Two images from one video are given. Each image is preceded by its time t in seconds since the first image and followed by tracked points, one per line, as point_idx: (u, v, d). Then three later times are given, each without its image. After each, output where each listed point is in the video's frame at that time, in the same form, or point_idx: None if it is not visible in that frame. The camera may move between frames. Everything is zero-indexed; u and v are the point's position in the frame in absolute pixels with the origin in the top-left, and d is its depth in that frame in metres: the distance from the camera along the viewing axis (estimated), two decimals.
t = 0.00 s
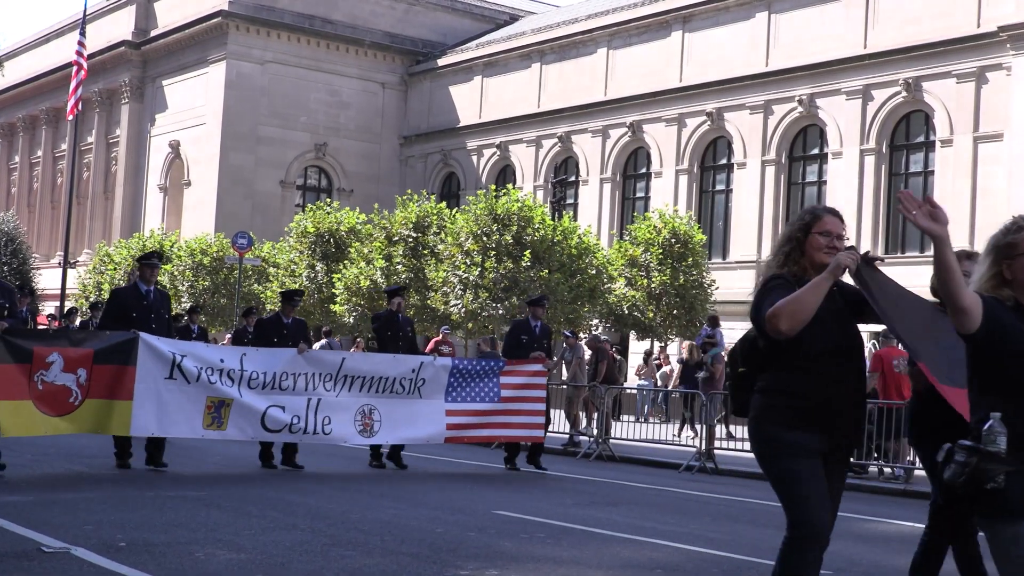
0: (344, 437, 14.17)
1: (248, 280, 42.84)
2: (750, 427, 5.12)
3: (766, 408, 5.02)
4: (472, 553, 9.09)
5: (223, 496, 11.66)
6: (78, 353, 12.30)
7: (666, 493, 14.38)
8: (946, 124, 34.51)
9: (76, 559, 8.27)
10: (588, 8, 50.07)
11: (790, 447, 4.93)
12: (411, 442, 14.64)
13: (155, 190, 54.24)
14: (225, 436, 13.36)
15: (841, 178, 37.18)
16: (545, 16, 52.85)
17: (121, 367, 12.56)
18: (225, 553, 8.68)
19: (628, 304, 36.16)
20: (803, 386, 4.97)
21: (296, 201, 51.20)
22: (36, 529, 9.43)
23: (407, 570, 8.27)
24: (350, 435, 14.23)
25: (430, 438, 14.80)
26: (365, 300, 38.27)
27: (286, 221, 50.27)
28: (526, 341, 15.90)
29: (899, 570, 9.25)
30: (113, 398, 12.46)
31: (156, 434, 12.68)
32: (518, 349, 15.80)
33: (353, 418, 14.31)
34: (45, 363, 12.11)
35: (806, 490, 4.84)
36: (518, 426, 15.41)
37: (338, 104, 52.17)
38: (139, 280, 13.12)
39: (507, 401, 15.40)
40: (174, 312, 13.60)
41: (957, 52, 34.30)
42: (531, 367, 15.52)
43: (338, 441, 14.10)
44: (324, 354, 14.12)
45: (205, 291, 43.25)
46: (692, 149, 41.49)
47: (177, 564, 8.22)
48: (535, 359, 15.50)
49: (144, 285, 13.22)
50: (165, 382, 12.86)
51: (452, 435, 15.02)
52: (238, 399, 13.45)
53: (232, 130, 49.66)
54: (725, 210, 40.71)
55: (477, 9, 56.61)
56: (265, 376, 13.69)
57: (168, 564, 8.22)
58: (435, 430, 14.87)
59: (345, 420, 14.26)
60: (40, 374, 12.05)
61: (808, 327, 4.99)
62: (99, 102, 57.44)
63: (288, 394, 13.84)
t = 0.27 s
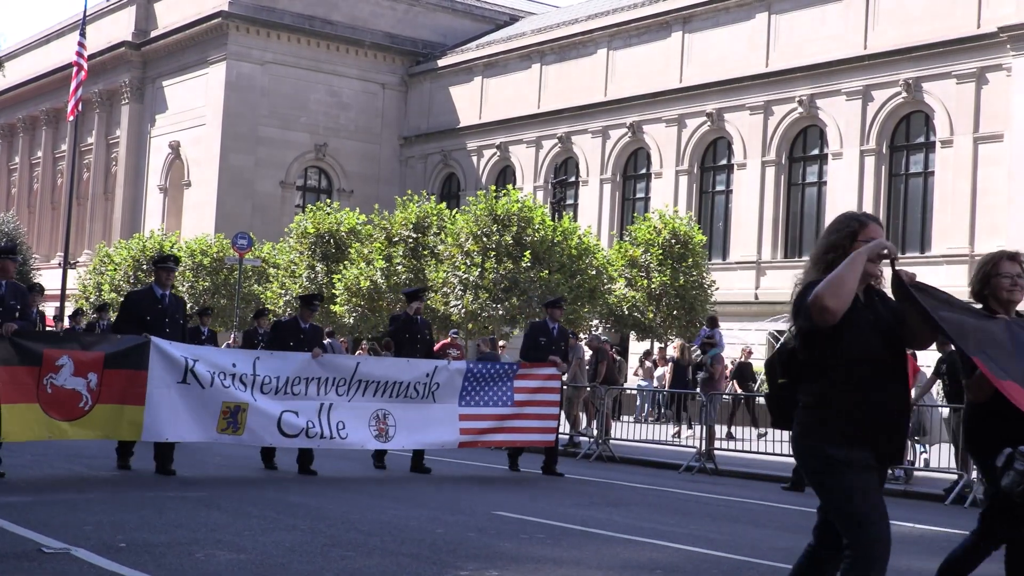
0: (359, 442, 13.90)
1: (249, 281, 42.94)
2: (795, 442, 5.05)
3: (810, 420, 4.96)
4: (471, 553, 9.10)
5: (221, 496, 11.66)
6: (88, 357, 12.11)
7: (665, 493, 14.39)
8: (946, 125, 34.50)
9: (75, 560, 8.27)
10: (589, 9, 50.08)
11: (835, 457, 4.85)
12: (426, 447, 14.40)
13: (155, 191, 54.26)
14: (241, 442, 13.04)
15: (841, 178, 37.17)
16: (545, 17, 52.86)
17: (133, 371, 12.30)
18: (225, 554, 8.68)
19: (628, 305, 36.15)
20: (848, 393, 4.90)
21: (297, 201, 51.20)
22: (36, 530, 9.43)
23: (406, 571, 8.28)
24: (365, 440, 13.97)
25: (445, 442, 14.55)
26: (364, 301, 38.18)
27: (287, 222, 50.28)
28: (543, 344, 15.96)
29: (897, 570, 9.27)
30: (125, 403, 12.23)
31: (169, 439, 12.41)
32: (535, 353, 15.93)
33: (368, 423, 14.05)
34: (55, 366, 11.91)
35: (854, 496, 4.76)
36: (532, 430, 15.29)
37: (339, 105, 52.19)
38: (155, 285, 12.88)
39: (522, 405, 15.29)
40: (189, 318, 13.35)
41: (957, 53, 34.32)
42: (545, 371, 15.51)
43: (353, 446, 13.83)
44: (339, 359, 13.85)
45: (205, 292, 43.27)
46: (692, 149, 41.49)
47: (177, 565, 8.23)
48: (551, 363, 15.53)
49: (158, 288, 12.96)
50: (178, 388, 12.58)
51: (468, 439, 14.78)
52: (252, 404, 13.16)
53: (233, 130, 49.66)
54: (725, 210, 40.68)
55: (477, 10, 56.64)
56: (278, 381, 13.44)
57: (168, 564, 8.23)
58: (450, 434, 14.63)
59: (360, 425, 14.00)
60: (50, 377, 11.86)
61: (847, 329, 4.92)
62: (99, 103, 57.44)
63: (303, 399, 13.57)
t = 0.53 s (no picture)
0: (373, 442, 13.47)
1: (250, 282, 42.92)
2: (836, 432, 4.93)
3: (850, 413, 4.83)
4: (474, 555, 9.07)
5: (223, 498, 11.64)
6: (100, 356, 11.71)
7: (668, 494, 14.35)
8: (948, 125, 34.51)
9: (77, 561, 8.25)
10: (590, 9, 50.07)
11: (878, 456, 4.70)
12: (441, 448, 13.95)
13: (156, 192, 54.25)
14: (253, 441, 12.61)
15: (842, 177, 37.14)
16: (545, 17, 52.85)
17: (145, 370, 11.90)
18: (227, 555, 8.65)
19: (629, 306, 36.12)
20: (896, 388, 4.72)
21: (297, 202, 51.19)
22: (37, 531, 9.40)
23: (409, 572, 8.26)
24: (379, 439, 13.53)
25: (461, 442, 14.11)
26: (365, 302, 38.18)
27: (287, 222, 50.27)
28: (559, 342, 15.59)
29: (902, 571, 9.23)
30: (138, 403, 11.83)
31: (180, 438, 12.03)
32: (550, 350, 15.55)
33: (384, 422, 13.64)
34: (66, 367, 11.53)
35: (887, 501, 4.65)
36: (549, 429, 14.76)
37: (339, 105, 52.18)
38: (167, 281, 12.40)
39: (537, 403, 14.75)
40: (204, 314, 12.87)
41: (958, 53, 34.33)
42: (560, 368, 14.94)
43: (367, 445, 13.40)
44: (354, 357, 13.44)
45: (206, 293, 43.26)
46: (693, 150, 41.50)
47: (178, 566, 8.21)
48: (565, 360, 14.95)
49: (171, 284, 12.50)
50: (189, 385, 12.19)
51: (484, 438, 14.34)
52: (264, 402, 12.74)
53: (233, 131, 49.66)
54: (726, 210, 40.65)
55: (478, 10, 56.64)
56: (293, 378, 13.01)
57: (169, 565, 8.21)
58: (465, 434, 14.21)
59: (375, 424, 13.58)
60: (61, 379, 11.49)
61: (899, 315, 4.73)
62: (100, 104, 57.44)
63: (317, 397, 13.14)
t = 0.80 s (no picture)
0: (386, 446, 13.52)
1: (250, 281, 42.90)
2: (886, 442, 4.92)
3: (903, 424, 4.80)
4: (474, 555, 9.07)
5: (224, 498, 11.63)
6: (107, 359, 11.63)
7: (669, 495, 14.34)
8: (949, 126, 34.51)
9: (77, 561, 8.25)
10: (592, 10, 50.10)
11: (926, 469, 4.69)
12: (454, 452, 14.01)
13: (157, 192, 54.25)
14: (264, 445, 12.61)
15: (843, 178, 37.15)
16: (547, 18, 52.86)
17: (154, 373, 11.85)
18: (228, 555, 8.65)
19: (630, 307, 36.08)
20: (954, 409, 4.68)
21: (299, 202, 51.19)
22: (38, 531, 9.39)
23: (409, 572, 8.25)
24: (392, 444, 13.59)
25: (475, 446, 14.17)
26: (366, 302, 38.30)
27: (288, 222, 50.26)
28: (572, 346, 15.35)
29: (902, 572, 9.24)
30: (147, 407, 11.77)
31: (192, 443, 11.95)
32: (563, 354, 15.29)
33: (397, 426, 13.68)
34: (73, 369, 11.43)
35: (935, 513, 4.64)
36: (563, 435, 14.82)
37: (341, 106, 52.17)
38: (175, 284, 12.38)
39: (553, 408, 14.81)
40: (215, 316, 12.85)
41: (961, 54, 34.32)
42: (575, 373, 15.01)
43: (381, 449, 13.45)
44: (368, 359, 13.44)
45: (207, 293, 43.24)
46: (694, 151, 41.49)
47: (179, 566, 8.20)
48: (581, 366, 15.04)
49: (180, 287, 12.49)
50: (200, 389, 12.15)
51: (498, 443, 14.41)
52: (276, 405, 12.73)
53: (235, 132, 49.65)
54: (728, 212, 40.63)
55: (480, 11, 56.66)
56: (306, 381, 13.01)
57: (170, 566, 8.20)
58: (479, 438, 14.26)
59: (388, 428, 13.61)
60: (68, 382, 11.38)
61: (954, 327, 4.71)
62: (102, 104, 57.45)
63: (330, 400, 13.17)
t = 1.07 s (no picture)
0: (400, 447, 13.65)
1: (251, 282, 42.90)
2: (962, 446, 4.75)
3: (976, 427, 4.63)
4: (475, 555, 9.07)
5: (227, 499, 11.62)
6: (116, 358, 11.61)
7: (670, 495, 14.35)
8: (950, 126, 34.51)
9: (78, 562, 8.25)
10: (593, 11, 50.11)
11: (1010, 472, 4.52)
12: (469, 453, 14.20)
13: (158, 193, 54.26)
14: (276, 447, 12.68)
15: (845, 179, 37.15)
16: (548, 19, 52.86)
17: (166, 372, 11.84)
18: (230, 556, 8.65)
19: (631, 308, 36.05)
20: None
21: (300, 203, 51.21)
22: (39, 532, 9.39)
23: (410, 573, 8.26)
24: (406, 444, 13.72)
25: (489, 447, 14.38)
26: (368, 303, 38.37)
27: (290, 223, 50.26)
28: (588, 344, 15.52)
29: (903, 573, 9.25)
30: (155, 407, 11.76)
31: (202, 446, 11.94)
32: (578, 354, 15.51)
33: (413, 427, 13.82)
34: (81, 369, 11.40)
35: None
36: (578, 436, 15.06)
37: (342, 107, 52.22)
38: (186, 280, 12.47)
39: (567, 409, 15.06)
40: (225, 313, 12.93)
41: (963, 54, 34.30)
42: (589, 374, 15.28)
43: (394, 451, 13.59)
44: (384, 358, 13.56)
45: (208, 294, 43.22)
46: (695, 151, 41.48)
47: (180, 567, 8.21)
48: (596, 366, 15.28)
49: (191, 284, 12.59)
50: (211, 391, 12.12)
51: (513, 446, 14.62)
52: (290, 406, 12.80)
53: (236, 132, 49.64)
54: (729, 212, 40.62)
55: (480, 12, 56.68)
56: (321, 382, 13.10)
57: (171, 566, 8.21)
58: (492, 439, 14.45)
59: (404, 429, 13.74)
60: (76, 381, 11.34)
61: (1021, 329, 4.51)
62: (103, 104, 57.46)
63: (345, 401, 13.27)
